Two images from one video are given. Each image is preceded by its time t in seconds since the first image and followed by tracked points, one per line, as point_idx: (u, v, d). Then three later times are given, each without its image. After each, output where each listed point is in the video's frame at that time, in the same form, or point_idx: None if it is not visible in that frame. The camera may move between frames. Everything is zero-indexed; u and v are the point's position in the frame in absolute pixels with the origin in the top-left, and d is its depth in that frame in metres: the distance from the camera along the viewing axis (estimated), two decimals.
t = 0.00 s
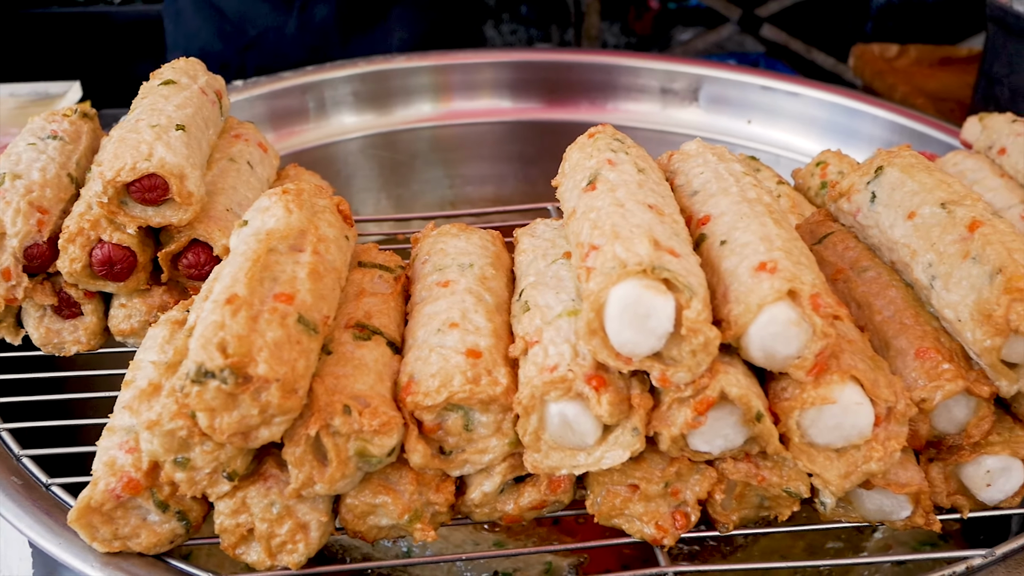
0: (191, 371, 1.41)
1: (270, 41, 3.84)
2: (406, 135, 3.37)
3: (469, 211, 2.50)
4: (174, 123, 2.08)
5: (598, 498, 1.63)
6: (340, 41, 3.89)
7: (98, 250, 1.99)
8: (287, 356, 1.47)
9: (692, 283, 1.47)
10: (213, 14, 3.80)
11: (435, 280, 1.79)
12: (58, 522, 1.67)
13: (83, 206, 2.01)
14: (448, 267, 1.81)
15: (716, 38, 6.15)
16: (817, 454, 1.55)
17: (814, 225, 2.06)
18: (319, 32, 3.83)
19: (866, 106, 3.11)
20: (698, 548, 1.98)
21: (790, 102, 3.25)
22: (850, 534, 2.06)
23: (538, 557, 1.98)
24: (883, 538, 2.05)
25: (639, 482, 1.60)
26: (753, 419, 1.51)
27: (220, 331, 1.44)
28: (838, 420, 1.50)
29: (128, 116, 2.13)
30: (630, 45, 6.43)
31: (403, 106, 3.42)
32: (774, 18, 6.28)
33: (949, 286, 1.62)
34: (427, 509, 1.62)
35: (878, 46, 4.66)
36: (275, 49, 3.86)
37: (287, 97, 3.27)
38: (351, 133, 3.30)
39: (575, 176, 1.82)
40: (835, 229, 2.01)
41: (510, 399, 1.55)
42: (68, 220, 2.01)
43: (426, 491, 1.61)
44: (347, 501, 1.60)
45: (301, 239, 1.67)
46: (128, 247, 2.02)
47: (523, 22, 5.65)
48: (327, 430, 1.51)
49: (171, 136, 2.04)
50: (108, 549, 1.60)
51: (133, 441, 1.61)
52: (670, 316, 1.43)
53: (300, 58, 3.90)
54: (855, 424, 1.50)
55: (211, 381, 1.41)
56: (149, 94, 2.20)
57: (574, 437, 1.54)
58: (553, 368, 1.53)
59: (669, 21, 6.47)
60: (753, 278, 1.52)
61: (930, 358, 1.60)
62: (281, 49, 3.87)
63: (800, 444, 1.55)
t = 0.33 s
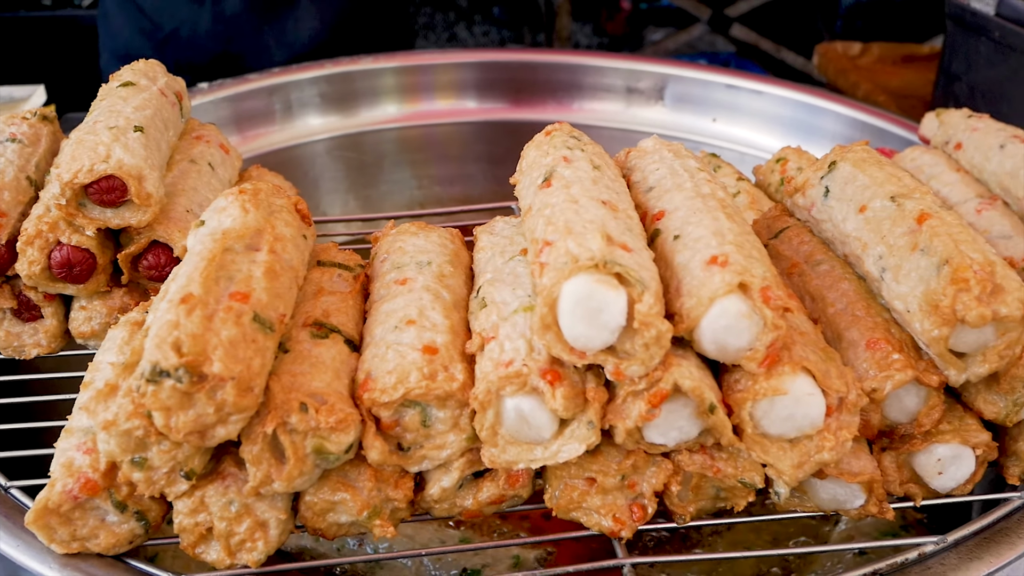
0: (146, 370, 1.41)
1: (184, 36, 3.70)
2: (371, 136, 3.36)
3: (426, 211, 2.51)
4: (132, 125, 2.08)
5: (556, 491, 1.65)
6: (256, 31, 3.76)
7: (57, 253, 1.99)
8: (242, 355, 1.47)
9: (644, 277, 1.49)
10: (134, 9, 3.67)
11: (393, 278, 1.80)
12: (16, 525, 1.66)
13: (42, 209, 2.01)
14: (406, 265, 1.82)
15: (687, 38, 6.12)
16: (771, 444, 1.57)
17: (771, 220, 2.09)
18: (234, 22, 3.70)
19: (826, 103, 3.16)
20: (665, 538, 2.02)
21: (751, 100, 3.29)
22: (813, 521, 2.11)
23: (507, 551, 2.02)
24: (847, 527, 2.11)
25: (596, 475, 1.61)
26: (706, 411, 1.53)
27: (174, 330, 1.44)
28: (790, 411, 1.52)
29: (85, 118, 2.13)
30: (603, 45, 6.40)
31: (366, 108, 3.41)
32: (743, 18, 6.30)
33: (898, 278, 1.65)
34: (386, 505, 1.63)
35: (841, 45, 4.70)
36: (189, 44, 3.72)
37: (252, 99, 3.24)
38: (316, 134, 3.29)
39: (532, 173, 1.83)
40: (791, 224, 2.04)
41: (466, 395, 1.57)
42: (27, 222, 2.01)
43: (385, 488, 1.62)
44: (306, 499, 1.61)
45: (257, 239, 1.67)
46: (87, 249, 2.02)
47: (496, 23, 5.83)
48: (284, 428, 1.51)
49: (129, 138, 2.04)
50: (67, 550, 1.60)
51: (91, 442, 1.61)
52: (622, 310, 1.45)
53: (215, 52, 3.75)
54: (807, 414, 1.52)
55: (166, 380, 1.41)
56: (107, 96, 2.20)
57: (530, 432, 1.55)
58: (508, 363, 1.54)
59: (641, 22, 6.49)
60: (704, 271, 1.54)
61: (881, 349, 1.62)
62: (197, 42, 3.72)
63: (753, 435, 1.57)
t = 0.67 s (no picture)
0: (104, 366, 1.42)
1: (113, 23, 3.61)
2: (340, 136, 3.35)
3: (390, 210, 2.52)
4: (93, 123, 2.08)
5: (518, 483, 1.66)
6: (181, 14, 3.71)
7: (18, 253, 1.98)
8: (200, 350, 1.48)
9: (600, 269, 1.50)
10: None
11: (355, 273, 1.81)
12: None
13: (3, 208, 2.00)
14: (367, 261, 1.83)
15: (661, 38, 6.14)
16: (727, 433, 1.59)
17: (732, 213, 2.12)
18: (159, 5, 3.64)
19: (791, 100, 3.21)
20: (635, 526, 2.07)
21: (718, 97, 3.32)
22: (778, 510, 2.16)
23: (477, 544, 2.04)
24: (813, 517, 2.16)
25: (556, 466, 1.63)
26: (663, 400, 1.55)
27: (132, 326, 1.44)
28: (746, 400, 1.54)
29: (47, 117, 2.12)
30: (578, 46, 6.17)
31: (334, 108, 3.40)
32: (716, 18, 6.31)
33: (853, 268, 1.67)
34: (348, 499, 1.64)
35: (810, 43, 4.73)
36: (117, 30, 3.63)
37: (221, 99, 3.22)
38: (284, 135, 3.28)
39: (492, 168, 1.84)
40: (751, 217, 2.06)
41: (426, 387, 1.58)
42: None
43: (346, 481, 1.63)
44: (267, 493, 1.61)
45: (217, 235, 1.68)
46: (49, 249, 2.01)
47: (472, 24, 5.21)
48: (243, 422, 1.52)
49: (90, 136, 2.04)
50: (27, 548, 1.60)
51: (51, 440, 1.61)
52: (578, 301, 1.46)
53: (144, 37, 3.69)
54: (762, 402, 1.54)
55: (124, 376, 1.41)
56: (69, 95, 2.19)
57: (490, 423, 1.57)
58: (467, 355, 1.55)
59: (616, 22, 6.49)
60: (660, 263, 1.56)
61: (836, 338, 1.64)
62: (125, 30, 3.65)
63: (710, 424, 1.59)
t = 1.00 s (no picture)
0: (44, 364, 1.40)
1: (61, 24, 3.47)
2: (297, 134, 3.29)
3: (340, 206, 2.53)
4: (39, 121, 2.06)
5: (466, 476, 1.66)
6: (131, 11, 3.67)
7: None
8: (142, 346, 1.47)
9: (543, 260, 1.51)
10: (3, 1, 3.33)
11: (303, 268, 1.80)
12: None
13: None
14: (316, 256, 1.83)
15: (627, 35, 6.14)
16: (673, 423, 1.60)
17: (683, 205, 2.14)
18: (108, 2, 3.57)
19: (747, 94, 3.25)
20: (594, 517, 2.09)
21: (675, 91, 3.35)
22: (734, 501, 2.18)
23: (435, 537, 2.05)
24: (770, 508, 2.18)
25: (504, 458, 1.64)
26: (609, 390, 1.56)
27: (72, 323, 1.43)
28: (691, 389, 1.55)
29: None
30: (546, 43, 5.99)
31: (290, 107, 3.35)
32: (681, 14, 6.32)
33: (796, 257, 1.69)
34: (296, 494, 1.63)
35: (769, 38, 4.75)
36: (64, 30, 3.49)
37: (176, 98, 3.17)
38: (241, 134, 3.22)
39: (440, 162, 1.84)
40: (701, 210, 2.08)
41: (372, 381, 1.57)
42: None
43: (294, 477, 1.62)
44: (215, 490, 1.61)
45: (162, 231, 1.67)
46: None
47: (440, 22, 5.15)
48: (188, 418, 1.51)
49: (36, 134, 2.02)
50: None
51: None
52: (522, 293, 1.47)
53: (92, 37, 3.59)
54: (707, 392, 1.55)
55: (65, 373, 1.40)
56: (14, 92, 2.17)
57: (437, 416, 1.57)
58: (412, 349, 1.56)
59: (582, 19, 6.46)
60: (604, 254, 1.57)
61: (780, 327, 1.66)
62: (72, 30, 3.52)
63: (656, 414, 1.59)
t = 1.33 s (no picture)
0: None
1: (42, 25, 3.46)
2: (264, 136, 3.24)
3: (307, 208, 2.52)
4: None
5: (428, 476, 1.65)
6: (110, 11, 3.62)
7: None
8: (95, 351, 1.45)
9: (501, 259, 1.50)
10: None
11: (262, 270, 1.79)
12: None
13: None
14: (275, 258, 1.81)
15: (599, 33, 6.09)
16: (635, 420, 1.60)
17: (646, 203, 2.14)
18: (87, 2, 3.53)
19: (713, 91, 3.27)
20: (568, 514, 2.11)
21: (642, 89, 3.37)
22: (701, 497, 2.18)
23: (404, 537, 2.05)
24: (740, 503, 2.18)
25: (466, 458, 1.63)
26: (569, 389, 1.55)
27: (24, 328, 1.41)
28: (651, 386, 1.54)
29: None
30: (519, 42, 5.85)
31: (255, 108, 3.29)
32: (653, 12, 6.31)
33: (756, 253, 1.69)
34: (257, 498, 1.62)
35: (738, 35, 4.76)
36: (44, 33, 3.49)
37: (139, 101, 3.09)
38: (206, 136, 3.15)
39: (399, 162, 1.83)
40: (663, 207, 2.08)
41: (332, 383, 1.56)
42: None
43: (254, 480, 1.61)
44: (174, 495, 1.59)
45: (117, 234, 1.65)
46: None
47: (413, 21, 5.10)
48: (144, 423, 1.49)
49: None
50: None
51: None
52: (480, 292, 1.46)
53: (71, 38, 3.57)
54: (667, 388, 1.55)
55: (17, 379, 1.38)
56: None
57: (397, 417, 1.56)
58: (371, 350, 1.54)
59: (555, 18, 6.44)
60: (563, 252, 1.56)
61: (740, 323, 1.66)
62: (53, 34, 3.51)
63: (617, 412, 1.59)
